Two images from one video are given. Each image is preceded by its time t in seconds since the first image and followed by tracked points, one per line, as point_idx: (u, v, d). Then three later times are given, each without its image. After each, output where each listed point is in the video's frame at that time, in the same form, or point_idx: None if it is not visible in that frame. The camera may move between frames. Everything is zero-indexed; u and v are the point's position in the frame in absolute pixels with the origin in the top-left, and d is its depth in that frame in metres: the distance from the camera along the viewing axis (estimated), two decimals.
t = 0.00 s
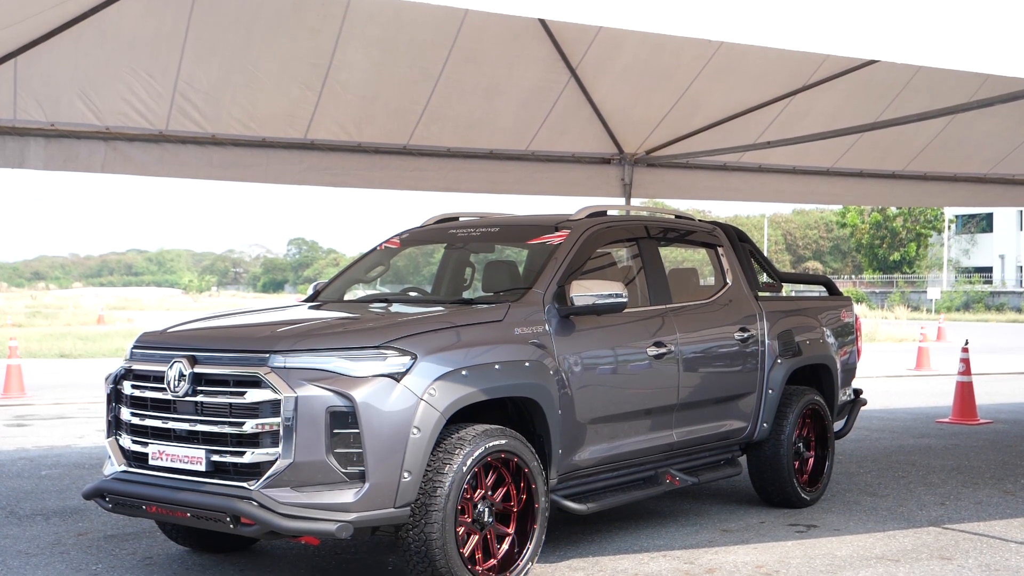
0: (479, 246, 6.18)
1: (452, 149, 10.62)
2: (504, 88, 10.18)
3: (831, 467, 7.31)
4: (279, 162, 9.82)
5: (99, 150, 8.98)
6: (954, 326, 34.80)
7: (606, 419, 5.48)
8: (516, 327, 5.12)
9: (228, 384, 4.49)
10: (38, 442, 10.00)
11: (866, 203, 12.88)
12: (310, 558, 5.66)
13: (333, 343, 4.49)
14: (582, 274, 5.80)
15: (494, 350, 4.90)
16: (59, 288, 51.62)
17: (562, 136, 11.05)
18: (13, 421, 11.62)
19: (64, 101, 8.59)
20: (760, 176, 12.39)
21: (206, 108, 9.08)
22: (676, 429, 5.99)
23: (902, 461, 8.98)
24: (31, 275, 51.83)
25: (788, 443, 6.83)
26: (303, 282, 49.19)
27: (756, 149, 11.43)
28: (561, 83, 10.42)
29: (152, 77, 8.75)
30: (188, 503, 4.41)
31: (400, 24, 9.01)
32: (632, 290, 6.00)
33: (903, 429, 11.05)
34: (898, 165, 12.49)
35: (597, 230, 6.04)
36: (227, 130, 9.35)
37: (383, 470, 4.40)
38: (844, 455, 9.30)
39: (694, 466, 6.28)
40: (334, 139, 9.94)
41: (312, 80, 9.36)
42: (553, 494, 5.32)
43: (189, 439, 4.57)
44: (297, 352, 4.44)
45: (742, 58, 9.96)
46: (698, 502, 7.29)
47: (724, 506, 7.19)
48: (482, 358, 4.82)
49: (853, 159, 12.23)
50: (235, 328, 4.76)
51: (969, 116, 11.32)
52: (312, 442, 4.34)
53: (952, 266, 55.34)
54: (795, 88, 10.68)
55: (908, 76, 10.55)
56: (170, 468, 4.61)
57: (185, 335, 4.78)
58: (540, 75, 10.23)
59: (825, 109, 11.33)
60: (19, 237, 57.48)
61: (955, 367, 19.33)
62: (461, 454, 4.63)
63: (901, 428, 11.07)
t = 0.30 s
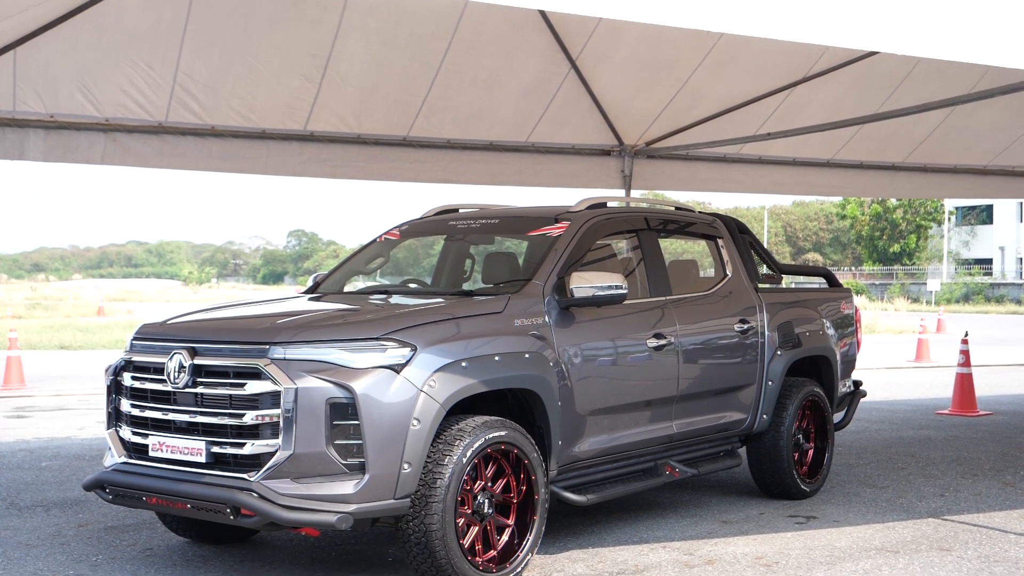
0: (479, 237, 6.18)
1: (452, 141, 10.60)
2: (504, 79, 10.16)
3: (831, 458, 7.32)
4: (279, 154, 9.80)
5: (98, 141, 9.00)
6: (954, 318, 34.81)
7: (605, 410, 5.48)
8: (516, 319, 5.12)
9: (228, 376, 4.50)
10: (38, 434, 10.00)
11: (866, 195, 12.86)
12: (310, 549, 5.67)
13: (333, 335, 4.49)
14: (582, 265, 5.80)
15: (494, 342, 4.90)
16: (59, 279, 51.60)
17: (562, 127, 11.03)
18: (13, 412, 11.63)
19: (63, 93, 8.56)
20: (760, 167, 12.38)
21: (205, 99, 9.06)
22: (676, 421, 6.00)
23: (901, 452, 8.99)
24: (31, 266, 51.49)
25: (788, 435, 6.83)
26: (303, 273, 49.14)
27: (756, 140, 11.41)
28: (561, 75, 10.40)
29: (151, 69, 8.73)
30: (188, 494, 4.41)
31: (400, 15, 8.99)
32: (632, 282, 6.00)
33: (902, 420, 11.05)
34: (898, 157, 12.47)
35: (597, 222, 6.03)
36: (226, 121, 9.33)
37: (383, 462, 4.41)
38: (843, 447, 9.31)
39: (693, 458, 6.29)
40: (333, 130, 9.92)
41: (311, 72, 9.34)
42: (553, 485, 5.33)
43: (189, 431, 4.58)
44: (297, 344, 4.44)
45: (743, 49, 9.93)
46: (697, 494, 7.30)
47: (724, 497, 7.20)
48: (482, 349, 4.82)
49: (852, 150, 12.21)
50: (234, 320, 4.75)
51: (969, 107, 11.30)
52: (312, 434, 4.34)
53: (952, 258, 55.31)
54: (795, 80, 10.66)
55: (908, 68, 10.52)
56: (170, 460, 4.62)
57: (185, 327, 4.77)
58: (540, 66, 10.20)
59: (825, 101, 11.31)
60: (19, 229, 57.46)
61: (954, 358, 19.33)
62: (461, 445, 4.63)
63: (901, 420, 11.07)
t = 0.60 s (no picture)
0: (479, 229, 6.17)
1: (452, 132, 10.59)
2: (504, 71, 10.14)
3: (831, 449, 7.33)
4: (279, 145, 9.79)
5: (98, 133, 8.94)
6: (954, 310, 34.83)
7: (605, 402, 5.49)
8: (516, 311, 5.12)
9: (228, 367, 4.50)
10: (38, 426, 10.01)
11: (866, 186, 12.86)
12: (310, 541, 5.67)
13: (333, 327, 4.49)
14: (582, 257, 5.80)
15: (494, 333, 4.90)
16: (59, 271, 51.60)
17: (562, 119, 11.02)
18: (13, 404, 11.63)
19: (63, 84, 8.54)
20: (760, 159, 12.36)
21: (205, 91, 9.05)
22: (676, 412, 6.00)
23: (900, 444, 9.00)
24: (32, 257, 51.68)
25: (787, 427, 6.84)
26: (303, 265, 49.10)
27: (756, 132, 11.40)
28: (561, 66, 10.38)
29: (151, 60, 8.70)
30: (188, 486, 4.42)
31: (400, 6, 8.96)
32: (632, 274, 5.99)
33: (902, 412, 11.06)
34: (898, 148, 12.46)
35: (598, 213, 6.03)
36: (226, 112, 9.32)
37: (383, 453, 4.41)
38: (843, 438, 9.33)
39: (693, 449, 6.29)
40: (333, 122, 9.91)
41: (311, 63, 9.31)
42: (553, 477, 5.33)
43: (189, 423, 4.58)
44: (297, 335, 4.44)
45: (744, 40, 9.91)
46: (697, 485, 7.31)
47: (723, 489, 7.21)
48: (482, 341, 4.82)
49: (853, 142, 12.19)
50: (234, 312, 4.75)
51: (970, 98, 11.28)
52: (312, 425, 4.35)
53: (952, 250, 55.30)
54: (796, 71, 10.63)
55: (910, 59, 10.50)
56: (170, 451, 4.62)
57: (185, 318, 4.77)
58: (540, 58, 10.18)
59: (826, 92, 11.29)
60: (19, 221, 57.42)
61: (954, 350, 19.34)
62: (461, 436, 4.64)
63: (901, 411, 11.08)
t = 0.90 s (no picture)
0: (479, 221, 6.17)
1: (452, 124, 10.58)
2: (504, 63, 10.12)
3: (830, 441, 7.34)
4: (279, 137, 9.78)
5: (98, 125, 8.92)
6: (954, 302, 34.84)
7: (605, 394, 5.49)
8: (516, 303, 5.11)
9: (228, 359, 4.50)
10: (38, 418, 10.02)
11: (866, 178, 12.84)
12: (310, 533, 5.68)
13: (333, 319, 4.49)
14: (582, 249, 5.79)
15: (494, 326, 4.90)
16: (59, 263, 51.60)
17: (561, 111, 11.00)
18: (13, 396, 11.63)
19: (62, 76, 8.51)
20: (760, 151, 12.35)
21: (205, 83, 9.04)
22: (676, 405, 6.01)
23: (900, 436, 9.01)
24: (31, 250, 52.31)
25: (787, 419, 6.85)
26: (303, 257, 49.09)
27: (756, 124, 11.38)
28: (561, 58, 10.36)
29: (150, 52, 8.68)
30: (188, 478, 4.42)
31: None
32: (632, 266, 5.99)
33: (902, 404, 11.07)
34: (899, 140, 12.44)
35: (597, 206, 6.02)
36: (226, 104, 9.30)
37: (382, 445, 4.41)
38: (843, 430, 9.34)
39: (693, 442, 6.30)
40: (333, 114, 9.89)
41: (311, 56, 9.30)
42: (553, 469, 5.34)
43: (189, 415, 4.59)
44: (297, 327, 4.44)
45: (744, 32, 9.88)
46: (697, 477, 7.32)
47: (723, 481, 7.22)
48: (482, 333, 4.82)
49: (853, 134, 12.18)
50: (234, 304, 4.75)
51: (970, 90, 11.26)
52: (312, 417, 4.35)
53: (952, 242, 55.31)
54: (796, 63, 10.60)
55: (910, 51, 10.47)
56: (171, 443, 4.62)
57: (185, 310, 4.77)
58: (540, 49, 10.16)
59: (826, 84, 11.27)
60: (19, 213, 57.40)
61: (954, 342, 19.36)
62: (461, 429, 4.64)
63: (901, 403, 11.09)
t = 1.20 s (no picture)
0: (479, 214, 6.16)
1: (452, 116, 10.56)
2: (504, 55, 10.10)
3: (830, 433, 7.34)
4: (278, 130, 9.76)
5: (97, 117, 8.95)
6: (954, 294, 34.87)
7: (605, 387, 5.49)
8: (516, 296, 5.11)
9: (228, 352, 4.50)
10: (38, 410, 10.03)
11: (866, 171, 12.83)
12: (310, 525, 5.69)
13: (333, 311, 4.48)
14: (582, 242, 5.79)
15: (494, 318, 4.90)
16: (59, 255, 51.63)
17: (561, 103, 10.99)
18: (14, 389, 11.64)
19: (62, 69, 8.49)
20: (760, 143, 12.34)
21: (205, 76, 9.02)
22: (675, 397, 6.01)
23: (900, 428, 9.02)
24: (31, 243, 52.03)
25: (787, 411, 6.85)
26: (303, 250, 49.06)
27: (756, 116, 11.37)
28: (561, 50, 10.34)
29: (149, 44, 8.66)
30: (188, 470, 4.43)
31: None
32: (632, 259, 5.98)
33: (902, 396, 11.08)
34: (899, 133, 12.43)
35: (597, 198, 6.01)
36: (225, 96, 9.28)
37: (382, 438, 4.41)
38: (842, 422, 9.35)
39: (693, 434, 6.30)
40: (333, 106, 9.88)
41: (311, 48, 9.28)
42: (553, 461, 5.35)
43: (189, 407, 4.59)
44: (297, 319, 4.43)
45: (744, 24, 9.86)
46: (696, 469, 7.33)
47: (723, 473, 7.23)
48: (482, 325, 4.82)
49: (853, 126, 12.17)
50: (234, 296, 4.75)
51: (970, 83, 11.24)
52: (312, 409, 4.35)
53: (952, 234, 55.31)
54: (796, 56, 10.58)
55: (910, 43, 10.45)
56: (171, 436, 4.63)
57: (185, 302, 4.77)
58: (540, 41, 10.14)
59: (826, 77, 11.25)
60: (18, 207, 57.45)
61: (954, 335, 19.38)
62: (461, 421, 4.64)
63: (901, 396, 11.10)
